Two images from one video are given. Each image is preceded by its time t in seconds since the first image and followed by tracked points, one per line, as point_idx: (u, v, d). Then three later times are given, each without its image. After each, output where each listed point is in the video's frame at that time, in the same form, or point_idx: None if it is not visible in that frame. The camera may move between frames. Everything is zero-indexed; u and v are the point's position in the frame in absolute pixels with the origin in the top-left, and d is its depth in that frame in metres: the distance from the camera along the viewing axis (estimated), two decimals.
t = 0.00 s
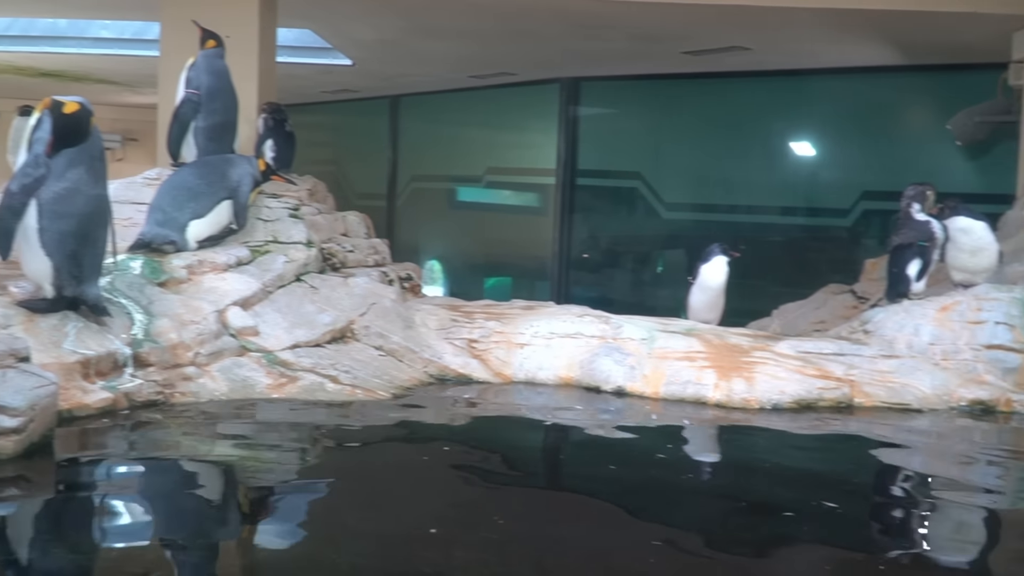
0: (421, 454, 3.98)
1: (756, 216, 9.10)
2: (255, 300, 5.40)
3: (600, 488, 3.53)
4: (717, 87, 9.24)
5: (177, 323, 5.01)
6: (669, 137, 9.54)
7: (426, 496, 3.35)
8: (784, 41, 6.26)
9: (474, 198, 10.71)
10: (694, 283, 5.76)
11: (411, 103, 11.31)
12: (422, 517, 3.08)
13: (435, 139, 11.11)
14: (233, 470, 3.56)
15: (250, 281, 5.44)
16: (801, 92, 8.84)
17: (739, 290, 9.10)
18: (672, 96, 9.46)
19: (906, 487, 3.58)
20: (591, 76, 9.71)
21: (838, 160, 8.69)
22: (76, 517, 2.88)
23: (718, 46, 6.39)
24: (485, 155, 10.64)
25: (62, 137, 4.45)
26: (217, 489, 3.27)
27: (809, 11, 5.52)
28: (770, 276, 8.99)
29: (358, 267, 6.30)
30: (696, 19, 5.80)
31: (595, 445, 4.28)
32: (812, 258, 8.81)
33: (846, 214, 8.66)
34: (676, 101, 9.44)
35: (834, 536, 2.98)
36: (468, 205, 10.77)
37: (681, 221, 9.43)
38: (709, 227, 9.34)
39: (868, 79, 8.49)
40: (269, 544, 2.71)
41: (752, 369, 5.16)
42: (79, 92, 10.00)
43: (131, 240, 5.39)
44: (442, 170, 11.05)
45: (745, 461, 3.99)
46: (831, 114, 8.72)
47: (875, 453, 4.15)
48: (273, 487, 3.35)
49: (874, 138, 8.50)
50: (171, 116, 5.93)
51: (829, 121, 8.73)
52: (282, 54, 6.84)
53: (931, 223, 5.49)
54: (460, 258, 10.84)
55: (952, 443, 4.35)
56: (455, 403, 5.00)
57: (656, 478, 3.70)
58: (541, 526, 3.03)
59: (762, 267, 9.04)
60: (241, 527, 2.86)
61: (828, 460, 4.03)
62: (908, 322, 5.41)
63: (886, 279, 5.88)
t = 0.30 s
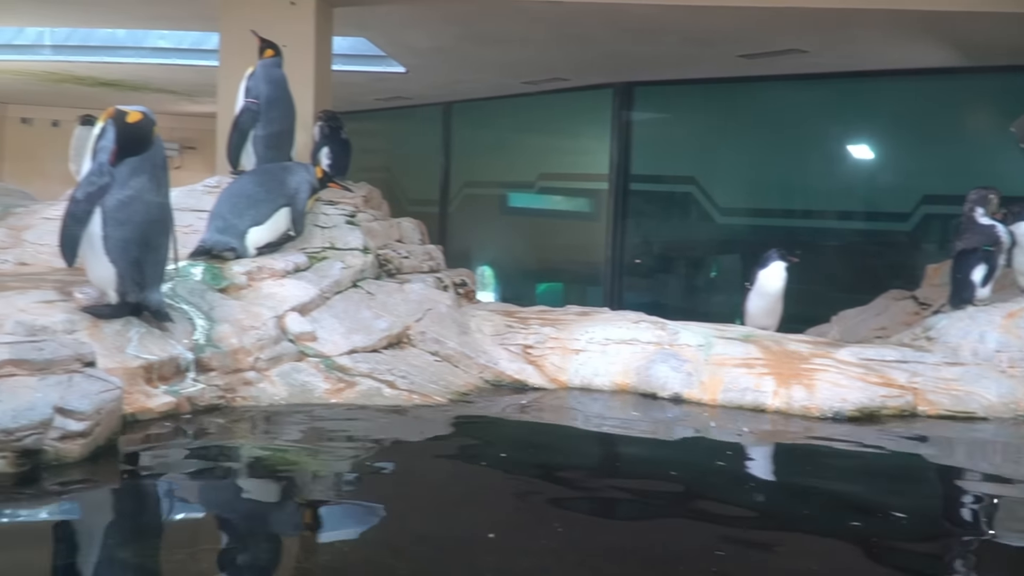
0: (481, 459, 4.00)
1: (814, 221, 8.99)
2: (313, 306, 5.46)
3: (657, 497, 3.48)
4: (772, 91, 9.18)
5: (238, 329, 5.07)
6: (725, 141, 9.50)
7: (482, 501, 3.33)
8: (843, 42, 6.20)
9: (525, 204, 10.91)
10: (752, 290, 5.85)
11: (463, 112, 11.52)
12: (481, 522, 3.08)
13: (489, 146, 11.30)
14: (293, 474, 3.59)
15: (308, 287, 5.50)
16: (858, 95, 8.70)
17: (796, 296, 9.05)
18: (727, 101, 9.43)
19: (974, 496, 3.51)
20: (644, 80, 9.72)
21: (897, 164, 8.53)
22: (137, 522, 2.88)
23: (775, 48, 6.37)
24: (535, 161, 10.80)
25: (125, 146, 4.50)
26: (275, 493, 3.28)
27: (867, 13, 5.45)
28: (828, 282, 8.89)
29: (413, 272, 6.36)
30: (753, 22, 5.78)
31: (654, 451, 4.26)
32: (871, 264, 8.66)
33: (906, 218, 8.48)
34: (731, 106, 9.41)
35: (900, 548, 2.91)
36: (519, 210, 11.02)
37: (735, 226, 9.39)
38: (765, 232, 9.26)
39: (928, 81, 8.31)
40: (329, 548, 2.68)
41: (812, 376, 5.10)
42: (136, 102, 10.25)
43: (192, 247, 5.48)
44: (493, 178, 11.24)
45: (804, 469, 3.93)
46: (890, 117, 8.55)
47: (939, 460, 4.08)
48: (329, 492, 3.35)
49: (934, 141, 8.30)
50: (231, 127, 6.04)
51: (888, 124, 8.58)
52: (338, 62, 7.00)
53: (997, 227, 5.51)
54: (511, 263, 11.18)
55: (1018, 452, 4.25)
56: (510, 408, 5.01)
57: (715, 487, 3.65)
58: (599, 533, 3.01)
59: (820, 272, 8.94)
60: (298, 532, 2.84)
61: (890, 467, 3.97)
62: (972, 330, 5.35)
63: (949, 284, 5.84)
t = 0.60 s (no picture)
0: (543, 465, 4.00)
1: (872, 226, 8.87)
2: (370, 312, 5.51)
3: (717, 504, 3.45)
4: (829, 93, 9.05)
5: (297, 335, 5.13)
6: (781, 144, 9.40)
7: (542, 508, 3.32)
8: (904, 45, 6.13)
9: (579, 209, 10.99)
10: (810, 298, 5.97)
11: (518, 117, 11.60)
12: (541, 529, 3.07)
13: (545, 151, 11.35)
14: (352, 480, 3.60)
15: (366, 293, 5.56)
16: (918, 97, 8.54)
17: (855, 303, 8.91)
18: (784, 103, 9.34)
19: None
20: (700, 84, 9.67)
21: (957, 167, 8.35)
22: (199, 526, 2.91)
23: (834, 51, 6.32)
24: (588, 166, 10.89)
25: (189, 154, 4.56)
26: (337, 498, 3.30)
27: (927, 15, 5.38)
28: (887, 288, 8.77)
29: (468, 279, 6.41)
30: (812, 24, 5.74)
31: (714, 458, 4.22)
32: (932, 270, 8.50)
33: (968, 222, 8.32)
34: (788, 109, 9.32)
35: (972, 560, 2.86)
36: (572, 217, 11.09)
37: (792, 231, 9.30)
38: (822, 237, 9.17)
39: (992, 82, 8.13)
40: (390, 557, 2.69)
41: (875, 385, 5.03)
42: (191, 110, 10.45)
43: (252, 254, 5.56)
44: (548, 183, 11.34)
45: (867, 478, 3.88)
46: (952, 119, 8.37)
47: (1011, 470, 4.00)
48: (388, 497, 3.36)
49: (996, 144, 8.11)
50: (289, 135, 6.14)
51: (949, 126, 8.38)
52: (392, 70, 7.09)
53: None
54: (564, 269, 11.22)
55: None
56: (568, 414, 5.00)
57: (778, 495, 3.60)
58: (661, 541, 2.99)
59: (879, 278, 8.82)
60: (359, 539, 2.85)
61: (958, 476, 3.90)
62: None
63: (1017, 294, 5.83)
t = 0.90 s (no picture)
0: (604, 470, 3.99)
1: (934, 231, 8.70)
2: (427, 318, 5.54)
3: (774, 510, 3.42)
4: (888, 95, 8.88)
5: (356, 341, 5.17)
6: (839, 148, 9.25)
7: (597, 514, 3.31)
8: (966, 48, 6.05)
9: (633, 216, 10.94)
10: (874, 302, 6.15)
11: (573, 124, 11.65)
12: (603, 538, 3.04)
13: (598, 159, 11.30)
14: (413, 485, 3.61)
15: (422, 299, 5.60)
16: (981, 100, 8.38)
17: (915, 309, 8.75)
18: (841, 106, 9.21)
19: None
20: (757, 89, 9.60)
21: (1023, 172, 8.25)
22: (260, 532, 2.92)
23: (893, 54, 6.26)
24: (643, 172, 10.81)
25: (252, 163, 4.61)
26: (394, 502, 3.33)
27: (990, 17, 5.31)
28: (949, 294, 8.61)
29: (523, 285, 6.43)
30: (872, 28, 5.69)
31: (774, 465, 4.19)
32: (996, 276, 8.35)
33: None
34: (846, 112, 9.17)
35: None
36: (625, 222, 11.05)
37: (852, 236, 9.18)
38: (882, 243, 9.03)
39: None
40: (444, 561, 2.72)
41: (940, 394, 4.94)
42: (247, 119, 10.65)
43: (311, 261, 5.63)
44: (601, 190, 11.33)
45: (928, 486, 3.82)
46: (1017, 123, 8.24)
47: None
48: (446, 502, 3.38)
49: None
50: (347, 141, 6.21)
51: (1014, 131, 8.28)
52: (448, 77, 7.16)
53: None
54: (619, 276, 11.18)
55: None
56: (625, 422, 4.98)
57: (839, 502, 3.56)
58: (725, 551, 2.94)
59: (941, 284, 8.66)
60: (415, 545, 2.86)
61: None
62: None
63: None
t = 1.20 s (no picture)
0: (668, 476, 3.98)
1: (999, 237, 8.54)
2: (483, 325, 5.57)
3: (832, 520, 3.37)
4: (951, 98, 8.72)
5: (414, 348, 5.20)
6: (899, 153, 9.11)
7: (654, 522, 3.28)
8: None
9: (687, 221, 10.93)
10: (940, 309, 6.09)
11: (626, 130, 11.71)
12: (661, 548, 2.99)
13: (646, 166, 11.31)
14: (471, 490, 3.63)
15: (479, 307, 5.63)
16: None
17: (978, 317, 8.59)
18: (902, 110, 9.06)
19: None
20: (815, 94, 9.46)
21: None
22: (317, 539, 2.92)
23: (954, 57, 6.18)
24: (698, 177, 10.82)
25: (310, 172, 4.62)
26: (449, 508, 3.34)
27: None
28: (1015, 301, 8.44)
29: (579, 292, 6.43)
30: (933, 31, 5.62)
31: (837, 474, 4.13)
32: None
33: None
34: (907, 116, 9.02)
35: None
36: (680, 228, 11.03)
37: (913, 242, 9.02)
38: (944, 249, 8.85)
39: None
40: (502, 570, 2.71)
41: (1006, 403, 4.87)
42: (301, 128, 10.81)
43: (369, 268, 5.68)
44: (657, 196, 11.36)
45: (998, 498, 3.73)
46: None
47: None
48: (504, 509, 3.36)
49: None
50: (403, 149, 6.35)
51: None
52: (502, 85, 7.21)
53: None
54: (673, 282, 11.19)
55: None
56: (683, 430, 4.94)
57: (902, 513, 3.48)
58: (786, 564, 2.87)
59: (1006, 291, 8.48)
60: (472, 551, 2.87)
61: None
62: None
63: None
